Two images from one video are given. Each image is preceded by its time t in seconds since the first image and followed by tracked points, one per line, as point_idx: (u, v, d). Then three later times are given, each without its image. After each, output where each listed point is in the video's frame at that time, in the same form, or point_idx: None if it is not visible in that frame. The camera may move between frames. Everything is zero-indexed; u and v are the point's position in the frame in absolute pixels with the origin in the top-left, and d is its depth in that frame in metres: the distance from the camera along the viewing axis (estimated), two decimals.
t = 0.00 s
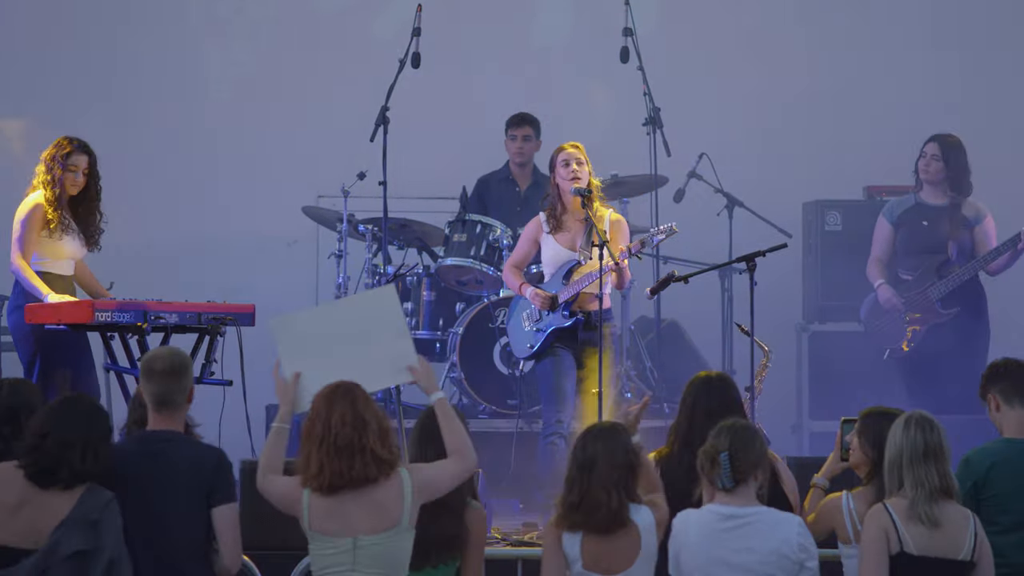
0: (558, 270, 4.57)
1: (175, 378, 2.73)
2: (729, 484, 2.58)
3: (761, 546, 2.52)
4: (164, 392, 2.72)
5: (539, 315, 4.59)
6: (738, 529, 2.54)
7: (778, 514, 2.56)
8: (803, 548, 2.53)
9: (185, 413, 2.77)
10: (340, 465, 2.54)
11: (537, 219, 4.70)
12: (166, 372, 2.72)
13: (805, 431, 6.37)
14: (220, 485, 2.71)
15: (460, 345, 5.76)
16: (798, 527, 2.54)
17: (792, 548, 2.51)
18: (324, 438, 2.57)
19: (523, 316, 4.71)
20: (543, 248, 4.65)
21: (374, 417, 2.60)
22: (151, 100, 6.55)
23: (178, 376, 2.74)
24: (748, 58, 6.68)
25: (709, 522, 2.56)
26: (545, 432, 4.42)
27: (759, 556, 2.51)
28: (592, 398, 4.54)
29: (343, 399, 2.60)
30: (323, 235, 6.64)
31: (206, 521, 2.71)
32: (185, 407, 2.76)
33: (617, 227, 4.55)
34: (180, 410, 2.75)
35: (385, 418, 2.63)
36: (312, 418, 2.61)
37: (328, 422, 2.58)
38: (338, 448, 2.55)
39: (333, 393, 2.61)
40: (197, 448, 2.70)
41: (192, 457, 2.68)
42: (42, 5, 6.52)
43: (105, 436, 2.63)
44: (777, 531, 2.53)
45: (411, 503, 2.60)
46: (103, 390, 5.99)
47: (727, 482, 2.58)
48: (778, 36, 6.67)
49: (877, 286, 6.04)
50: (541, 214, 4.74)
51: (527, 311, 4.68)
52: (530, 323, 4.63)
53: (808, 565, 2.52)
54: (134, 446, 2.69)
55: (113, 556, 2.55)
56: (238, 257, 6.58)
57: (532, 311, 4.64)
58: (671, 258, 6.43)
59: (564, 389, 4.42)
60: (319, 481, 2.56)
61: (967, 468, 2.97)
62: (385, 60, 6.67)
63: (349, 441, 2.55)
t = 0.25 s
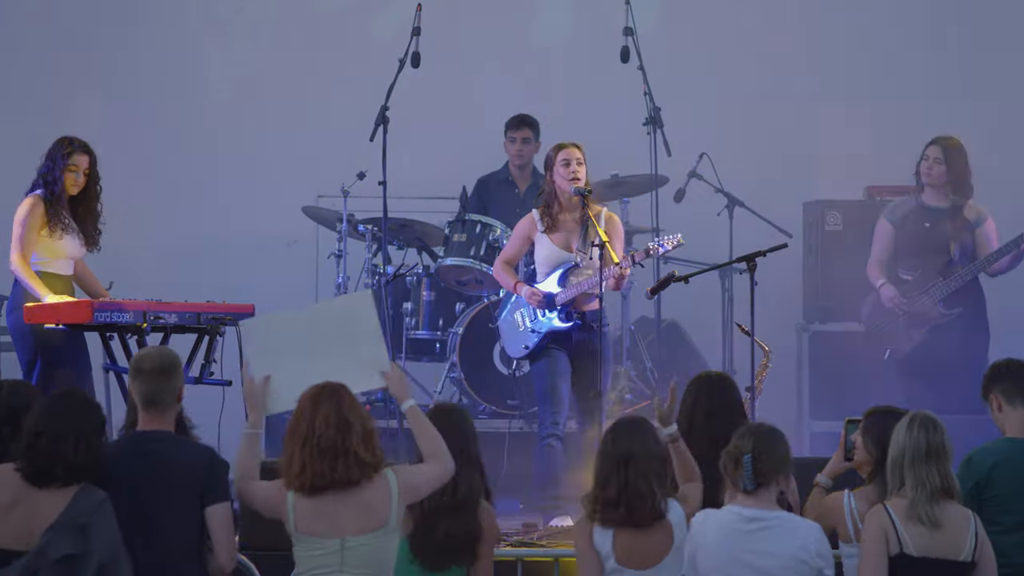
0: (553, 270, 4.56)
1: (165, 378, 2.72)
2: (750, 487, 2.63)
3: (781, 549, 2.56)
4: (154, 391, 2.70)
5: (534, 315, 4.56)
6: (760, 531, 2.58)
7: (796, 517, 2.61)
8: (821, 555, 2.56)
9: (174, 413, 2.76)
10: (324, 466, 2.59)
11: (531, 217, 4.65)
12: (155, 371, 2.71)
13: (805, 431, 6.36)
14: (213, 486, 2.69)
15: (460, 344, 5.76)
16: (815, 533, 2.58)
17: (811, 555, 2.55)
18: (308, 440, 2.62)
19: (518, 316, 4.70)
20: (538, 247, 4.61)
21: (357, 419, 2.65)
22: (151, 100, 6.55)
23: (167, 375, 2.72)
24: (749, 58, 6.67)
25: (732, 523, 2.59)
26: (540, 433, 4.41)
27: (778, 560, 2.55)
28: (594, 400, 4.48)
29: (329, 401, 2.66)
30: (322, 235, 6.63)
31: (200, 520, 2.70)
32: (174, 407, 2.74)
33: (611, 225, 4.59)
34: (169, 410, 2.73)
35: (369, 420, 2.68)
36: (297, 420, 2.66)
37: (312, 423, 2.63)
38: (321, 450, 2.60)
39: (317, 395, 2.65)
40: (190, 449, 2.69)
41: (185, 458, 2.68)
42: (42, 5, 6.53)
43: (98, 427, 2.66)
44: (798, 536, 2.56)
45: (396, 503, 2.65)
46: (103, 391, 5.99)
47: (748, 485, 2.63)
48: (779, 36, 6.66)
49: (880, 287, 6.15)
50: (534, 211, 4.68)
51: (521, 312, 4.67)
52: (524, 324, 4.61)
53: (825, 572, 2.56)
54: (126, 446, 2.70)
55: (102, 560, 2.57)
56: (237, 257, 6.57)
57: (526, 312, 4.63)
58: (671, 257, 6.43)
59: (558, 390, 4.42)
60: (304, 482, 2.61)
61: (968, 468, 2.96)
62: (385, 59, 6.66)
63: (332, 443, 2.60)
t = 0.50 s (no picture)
0: (553, 269, 4.51)
1: (163, 378, 2.71)
2: (748, 487, 2.61)
3: (779, 551, 2.52)
4: (151, 391, 2.69)
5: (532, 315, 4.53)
6: (757, 530, 2.55)
7: (797, 518, 2.57)
8: (819, 555, 2.52)
9: (171, 415, 2.74)
10: (319, 465, 2.54)
11: (526, 217, 4.62)
12: (153, 371, 2.71)
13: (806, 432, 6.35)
14: (207, 487, 2.68)
15: (461, 344, 5.75)
16: (816, 534, 2.54)
17: (809, 555, 2.51)
18: (304, 437, 2.56)
19: (515, 314, 4.63)
20: (535, 247, 4.58)
21: (355, 417, 2.59)
22: (151, 100, 6.54)
23: (164, 376, 2.72)
24: (749, 57, 6.67)
25: (732, 523, 2.57)
26: (539, 435, 4.40)
27: (774, 560, 2.52)
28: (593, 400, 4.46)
29: (329, 399, 2.60)
30: (322, 235, 6.61)
31: (193, 519, 2.69)
32: (173, 409, 2.73)
33: (608, 224, 4.59)
34: (167, 411, 2.72)
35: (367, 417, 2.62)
36: (294, 416, 2.60)
37: (310, 420, 2.57)
38: (316, 448, 2.54)
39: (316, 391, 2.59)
40: (185, 448, 2.69)
41: (179, 458, 2.67)
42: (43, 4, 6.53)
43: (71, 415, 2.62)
44: (796, 536, 2.53)
45: (390, 504, 2.60)
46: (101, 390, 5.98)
47: (745, 485, 2.61)
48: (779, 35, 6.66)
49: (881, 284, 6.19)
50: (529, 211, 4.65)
51: (519, 310, 4.60)
52: (523, 323, 4.56)
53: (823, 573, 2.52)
54: (118, 445, 2.70)
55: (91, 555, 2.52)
56: (236, 257, 6.56)
57: (525, 311, 4.57)
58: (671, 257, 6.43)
59: (557, 391, 4.42)
60: (298, 480, 2.55)
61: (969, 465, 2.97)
62: (385, 59, 6.65)
63: (329, 441, 2.54)
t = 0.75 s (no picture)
0: (553, 269, 4.50)
1: (165, 379, 2.70)
2: (719, 483, 2.62)
3: (753, 548, 2.50)
4: (154, 393, 2.69)
5: (538, 317, 4.47)
6: (732, 526, 2.53)
7: (775, 515, 2.54)
8: (794, 553, 2.49)
9: (173, 415, 2.74)
10: (329, 462, 2.48)
11: (522, 218, 4.57)
12: (155, 372, 2.69)
13: (806, 433, 6.38)
14: (206, 487, 2.68)
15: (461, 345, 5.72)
16: (792, 532, 2.50)
17: (783, 550, 2.48)
18: (316, 434, 2.51)
19: (517, 317, 4.56)
20: (535, 248, 4.56)
21: (369, 417, 2.54)
22: (150, 100, 6.53)
23: (167, 377, 2.70)
24: (749, 56, 6.65)
25: (710, 519, 2.56)
26: (540, 437, 4.36)
27: (750, 557, 2.50)
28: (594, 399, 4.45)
29: (340, 398, 2.56)
30: (321, 235, 6.61)
31: (191, 520, 2.68)
32: (175, 410, 2.73)
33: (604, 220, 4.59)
34: (170, 412, 2.72)
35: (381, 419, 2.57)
36: (308, 413, 2.56)
37: (322, 417, 2.53)
38: (328, 445, 2.49)
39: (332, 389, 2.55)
40: (186, 450, 2.68)
41: (179, 456, 2.67)
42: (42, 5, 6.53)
43: (45, 409, 2.58)
44: (770, 531, 2.51)
45: (397, 509, 2.52)
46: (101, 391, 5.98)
47: (716, 481, 2.62)
48: (780, 34, 6.65)
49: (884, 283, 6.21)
50: (524, 212, 4.61)
51: (522, 312, 4.53)
52: (527, 326, 4.49)
53: (799, 569, 2.49)
54: (118, 445, 2.69)
55: (98, 547, 2.53)
56: (235, 258, 6.55)
57: (529, 313, 4.51)
58: (671, 257, 6.42)
59: (559, 393, 4.39)
60: (307, 476, 2.50)
61: (969, 465, 2.96)
62: (385, 58, 6.64)
63: (340, 440, 2.49)
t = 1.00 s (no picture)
0: (552, 268, 4.50)
1: (167, 380, 2.69)
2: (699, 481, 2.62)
3: (722, 544, 2.50)
4: (155, 394, 2.67)
5: (539, 317, 4.45)
6: (708, 524, 2.55)
7: (746, 513, 2.52)
8: (760, 548, 2.46)
9: (174, 417, 2.72)
10: (343, 465, 2.47)
11: (520, 218, 4.54)
12: (156, 373, 2.69)
13: (806, 432, 6.38)
14: (201, 488, 2.65)
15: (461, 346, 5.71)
16: (759, 527, 2.48)
17: (750, 546, 2.47)
18: (330, 438, 2.50)
19: (517, 318, 4.52)
20: (534, 248, 4.54)
21: (384, 420, 2.53)
22: (149, 100, 6.51)
23: (169, 378, 2.70)
24: (749, 55, 6.63)
25: (688, 520, 2.58)
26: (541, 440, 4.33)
27: (722, 553, 2.50)
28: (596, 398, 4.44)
29: (353, 401, 2.54)
30: (321, 235, 6.60)
31: (190, 522, 2.67)
32: (177, 411, 2.71)
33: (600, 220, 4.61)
34: (171, 413, 2.71)
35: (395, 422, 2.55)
36: (322, 416, 2.55)
37: (336, 420, 2.51)
38: (343, 448, 2.48)
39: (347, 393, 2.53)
40: (184, 450, 2.66)
41: (177, 455, 2.66)
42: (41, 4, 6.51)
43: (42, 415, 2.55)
44: (739, 527, 2.50)
45: (411, 512, 2.51)
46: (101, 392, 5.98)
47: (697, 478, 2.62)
48: (780, 33, 6.62)
49: (885, 281, 6.11)
50: (522, 213, 4.59)
51: (522, 313, 4.50)
52: (528, 326, 4.46)
53: (767, 565, 2.45)
54: (119, 446, 2.67)
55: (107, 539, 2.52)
56: (235, 258, 6.55)
57: (530, 314, 4.47)
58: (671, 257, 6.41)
59: (561, 394, 4.37)
60: (321, 479, 2.50)
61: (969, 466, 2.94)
62: (385, 57, 6.63)
63: (354, 443, 2.48)
